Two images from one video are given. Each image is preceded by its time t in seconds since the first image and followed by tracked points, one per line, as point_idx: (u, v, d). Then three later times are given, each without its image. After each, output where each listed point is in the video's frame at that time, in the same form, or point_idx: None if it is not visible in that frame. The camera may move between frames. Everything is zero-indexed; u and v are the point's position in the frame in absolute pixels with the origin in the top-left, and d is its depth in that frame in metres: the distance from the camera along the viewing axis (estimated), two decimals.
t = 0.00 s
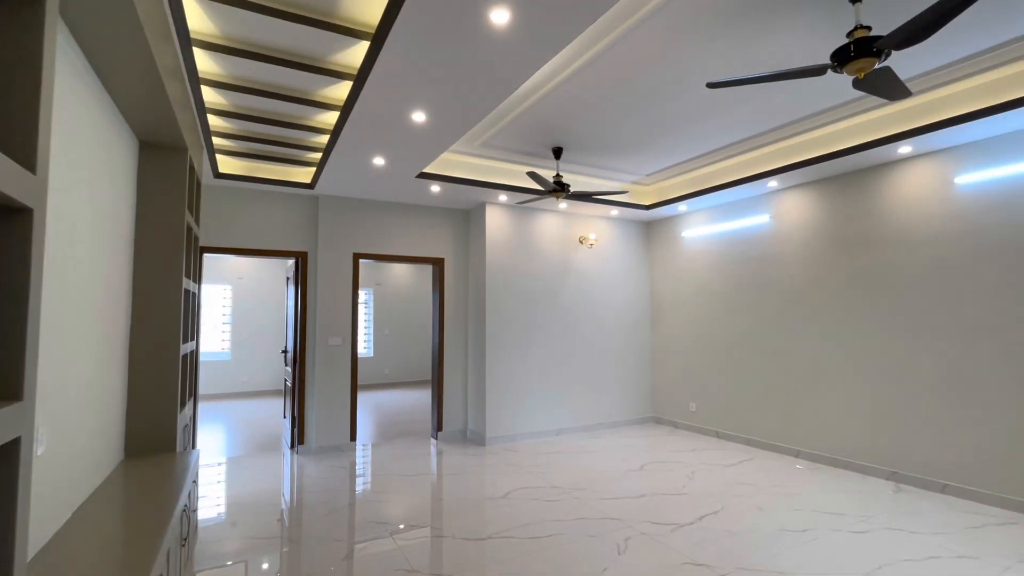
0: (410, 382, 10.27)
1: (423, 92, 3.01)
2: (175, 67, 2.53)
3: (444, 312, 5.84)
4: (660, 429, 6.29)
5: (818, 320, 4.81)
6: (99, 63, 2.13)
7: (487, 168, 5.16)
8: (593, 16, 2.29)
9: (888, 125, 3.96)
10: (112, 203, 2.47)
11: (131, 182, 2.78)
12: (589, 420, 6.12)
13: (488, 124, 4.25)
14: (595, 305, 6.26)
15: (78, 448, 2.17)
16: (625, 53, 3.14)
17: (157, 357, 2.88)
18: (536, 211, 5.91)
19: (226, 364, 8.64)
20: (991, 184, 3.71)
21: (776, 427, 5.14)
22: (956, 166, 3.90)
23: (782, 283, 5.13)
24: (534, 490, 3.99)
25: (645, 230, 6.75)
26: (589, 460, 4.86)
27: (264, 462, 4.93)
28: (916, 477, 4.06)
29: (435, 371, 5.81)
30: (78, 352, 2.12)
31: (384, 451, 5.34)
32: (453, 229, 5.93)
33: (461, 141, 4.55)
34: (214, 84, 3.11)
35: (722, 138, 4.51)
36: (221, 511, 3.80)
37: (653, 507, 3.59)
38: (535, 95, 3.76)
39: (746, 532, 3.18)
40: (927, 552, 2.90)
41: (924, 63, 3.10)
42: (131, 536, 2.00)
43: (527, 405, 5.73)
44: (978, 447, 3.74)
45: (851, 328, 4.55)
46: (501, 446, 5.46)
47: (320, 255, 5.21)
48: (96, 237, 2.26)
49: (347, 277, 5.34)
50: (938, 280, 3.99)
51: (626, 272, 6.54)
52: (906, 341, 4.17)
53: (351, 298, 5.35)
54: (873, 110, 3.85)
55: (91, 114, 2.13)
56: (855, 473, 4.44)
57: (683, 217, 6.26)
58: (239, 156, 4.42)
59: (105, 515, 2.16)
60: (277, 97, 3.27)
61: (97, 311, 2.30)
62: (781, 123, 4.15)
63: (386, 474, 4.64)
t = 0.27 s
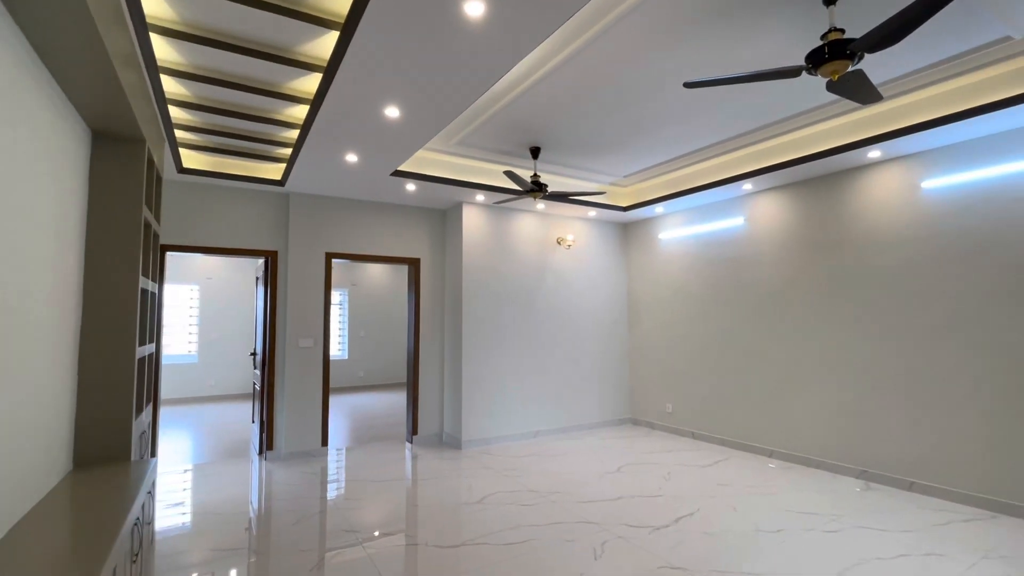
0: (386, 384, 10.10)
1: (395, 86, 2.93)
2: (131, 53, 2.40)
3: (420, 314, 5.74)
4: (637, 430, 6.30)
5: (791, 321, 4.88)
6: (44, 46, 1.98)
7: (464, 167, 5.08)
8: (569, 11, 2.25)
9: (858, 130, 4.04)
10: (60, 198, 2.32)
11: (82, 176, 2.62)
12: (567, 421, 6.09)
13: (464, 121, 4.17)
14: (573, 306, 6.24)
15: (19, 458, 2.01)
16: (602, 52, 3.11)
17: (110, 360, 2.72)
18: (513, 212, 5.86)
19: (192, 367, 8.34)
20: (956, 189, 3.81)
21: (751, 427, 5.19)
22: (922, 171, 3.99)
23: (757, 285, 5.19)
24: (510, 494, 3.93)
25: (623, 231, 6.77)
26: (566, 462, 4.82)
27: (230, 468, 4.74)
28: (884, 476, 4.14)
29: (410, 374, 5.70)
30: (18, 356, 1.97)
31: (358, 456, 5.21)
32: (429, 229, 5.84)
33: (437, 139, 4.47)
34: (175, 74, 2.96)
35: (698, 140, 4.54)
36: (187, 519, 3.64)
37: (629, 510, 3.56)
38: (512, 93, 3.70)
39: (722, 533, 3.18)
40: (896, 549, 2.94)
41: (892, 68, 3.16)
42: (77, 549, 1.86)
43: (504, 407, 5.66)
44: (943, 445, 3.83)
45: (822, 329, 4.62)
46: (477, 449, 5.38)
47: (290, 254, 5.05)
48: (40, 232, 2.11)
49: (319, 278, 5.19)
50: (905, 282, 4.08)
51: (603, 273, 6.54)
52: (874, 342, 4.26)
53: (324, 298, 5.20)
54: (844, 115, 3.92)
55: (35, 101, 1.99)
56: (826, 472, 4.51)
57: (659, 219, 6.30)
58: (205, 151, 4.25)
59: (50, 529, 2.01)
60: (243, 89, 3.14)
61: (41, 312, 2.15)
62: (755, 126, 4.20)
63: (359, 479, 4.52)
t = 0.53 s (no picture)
0: (360, 387, 9.91)
1: (368, 79, 2.84)
2: (81, 37, 2.26)
3: (394, 315, 5.62)
4: (613, 431, 6.31)
5: (763, 323, 4.96)
6: None
7: (440, 165, 5.00)
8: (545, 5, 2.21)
9: (828, 135, 4.12)
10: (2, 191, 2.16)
11: (29, 167, 2.45)
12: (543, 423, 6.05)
13: (440, 119, 4.09)
14: (550, 307, 6.22)
15: None
16: (580, 51, 3.09)
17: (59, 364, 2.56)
18: (490, 212, 5.80)
19: (155, 370, 8.01)
20: (921, 194, 3.91)
21: (724, 428, 5.25)
22: (889, 176, 4.10)
23: (730, 286, 5.25)
24: (485, 499, 3.87)
25: (599, 233, 6.79)
26: (542, 465, 4.78)
27: (193, 476, 4.54)
28: (852, 474, 4.23)
29: (384, 376, 5.57)
30: None
31: (329, 461, 5.06)
32: (404, 228, 5.73)
33: (412, 136, 4.38)
34: (133, 61, 2.81)
35: (673, 142, 4.57)
36: (150, 528, 3.48)
37: (605, 513, 3.54)
38: (488, 90, 3.64)
39: (696, 535, 3.18)
40: (864, 547, 2.99)
41: (861, 74, 3.23)
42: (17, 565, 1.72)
43: (479, 410, 5.59)
44: (908, 443, 3.93)
45: (794, 331, 4.71)
46: (452, 452, 5.30)
47: (259, 253, 4.87)
48: None
49: (289, 278, 5.03)
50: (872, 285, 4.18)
51: (580, 274, 6.54)
52: (843, 343, 4.35)
53: (294, 299, 5.04)
54: (815, 120, 4.00)
55: None
56: (797, 471, 4.59)
57: (636, 221, 6.33)
58: (167, 145, 4.07)
59: None
60: (207, 79, 3.00)
61: None
62: (730, 129, 4.25)
63: (330, 485, 4.40)
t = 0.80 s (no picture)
0: (331, 390, 9.68)
1: (340, 70, 2.73)
2: (25, 15, 2.10)
3: (367, 315, 5.48)
4: (589, 432, 6.30)
5: (736, 323, 5.02)
6: None
7: (415, 163, 4.90)
8: None
9: (801, 139, 4.20)
10: None
11: None
12: (519, 425, 6.00)
13: (415, 114, 4.00)
14: (526, 308, 6.17)
15: None
16: (559, 48, 3.04)
17: (1, 367, 2.37)
18: (466, 211, 5.72)
19: (113, 373, 7.63)
20: (889, 197, 4.00)
21: (698, 427, 5.29)
22: (857, 180, 4.20)
23: (705, 288, 5.30)
24: (460, 503, 3.78)
25: (576, 234, 6.79)
26: (517, 467, 4.72)
27: (152, 484, 4.32)
28: (822, 472, 4.31)
29: (357, 378, 5.43)
30: None
31: (298, 466, 4.90)
32: (378, 227, 5.60)
33: (386, 132, 4.27)
34: (85, 44, 2.64)
35: (650, 143, 4.58)
36: (106, 539, 3.28)
37: (581, 516, 3.50)
38: (465, 86, 3.57)
39: (673, 536, 3.17)
40: (837, 545, 3.02)
41: (833, 79, 3.29)
42: None
43: (455, 412, 5.50)
44: (875, 441, 4.02)
45: (766, 331, 4.78)
46: (427, 455, 5.19)
47: (224, 251, 4.68)
48: None
49: (257, 276, 4.84)
50: (841, 286, 4.27)
51: (557, 275, 6.52)
52: (814, 343, 4.43)
53: (262, 298, 4.86)
54: (788, 123, 4.06)
55: None
56: (769, 469, 4.65)
57: (612, 222, 6.35)
58: (125, 135, 3.86)
59: None
60: (167, 65, 2.85)
61: None
62: (706, 131, 4.28)
63: (299, 491, 4.24)
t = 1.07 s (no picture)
0: (302, 393, 9.40)
1: (313, 60, 2.61)
2: None
3: (340, 316, 5.31)
4: (566, 434, 6.27)
5: (712, 325, 5.07)
6: None
7: (391, 160, 4.78)
8: None
9: (777, 144, 4.26)
10: None
11: None
12: (496, 428, 5.92)
13: (393, 109, 3.89)
14: (503, 309, 6.10)
15: None
16: (542, 44, 2.99)
17: None
18: (443, 210, 5.62)
19: (66, 377, 7.21)
20: (860, 202, 4.09)
21: (674, 428, 5.32)
22: (830, 185, 4.28)
23: (681, 290, 5.33)
24: (437, 510, 3.69)
25: (553, 235, 6.76)
26: (495, 471, 4.64)
27: (108, 495, 4.07)
28: (795, 471, 4.38)
29: (329, 381, 5.26)
30: None
31: (267, 473, 4.70)
32: (352, 226, 5.44)
33: (362, 127, 4.14)
34: (34, 23, 2.45)
35: (630, 144, 4.57)
36: (57, 553, 3.06)
37: (561, 520, 3.45)
38: (444, 81, 3.48)
39: (653, 539, 3.15)
40: (813, 545, 3.05)
41: (810, 84, 3.34)
42: None
43: (430, 415, 5.38)
44: (847, 441, 4.10)
45: (741, 333, 4.83)
46: (401, 460, 5.06)
47: (188, 248, 4.45)
48: None
49: (223, 276, 4.63)
50: (814, 289, 4.35)
51: (534, 276, 6.48)
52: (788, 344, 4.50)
53: (229, 298, 4.65)
54: (764, 127, 4.12)
55: None
56: (744, 469, 4.70)
57: (590, 224, 6.34)
58: (80, 124, 3.63)
59: None
60: (126, 49, 2.68)
61: None
62: (684, 133, 4.30)
63: (268, 499, 4.07)
